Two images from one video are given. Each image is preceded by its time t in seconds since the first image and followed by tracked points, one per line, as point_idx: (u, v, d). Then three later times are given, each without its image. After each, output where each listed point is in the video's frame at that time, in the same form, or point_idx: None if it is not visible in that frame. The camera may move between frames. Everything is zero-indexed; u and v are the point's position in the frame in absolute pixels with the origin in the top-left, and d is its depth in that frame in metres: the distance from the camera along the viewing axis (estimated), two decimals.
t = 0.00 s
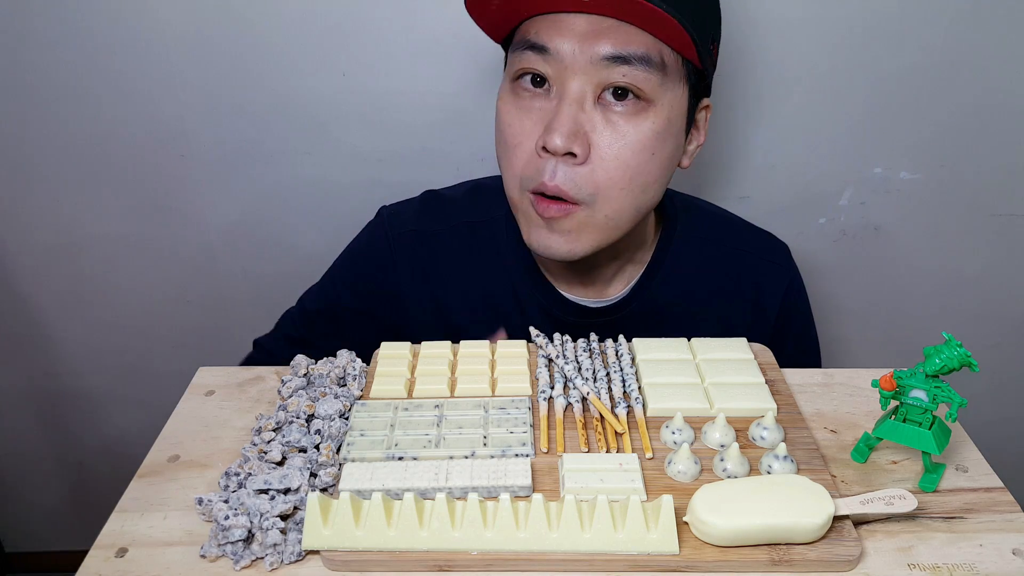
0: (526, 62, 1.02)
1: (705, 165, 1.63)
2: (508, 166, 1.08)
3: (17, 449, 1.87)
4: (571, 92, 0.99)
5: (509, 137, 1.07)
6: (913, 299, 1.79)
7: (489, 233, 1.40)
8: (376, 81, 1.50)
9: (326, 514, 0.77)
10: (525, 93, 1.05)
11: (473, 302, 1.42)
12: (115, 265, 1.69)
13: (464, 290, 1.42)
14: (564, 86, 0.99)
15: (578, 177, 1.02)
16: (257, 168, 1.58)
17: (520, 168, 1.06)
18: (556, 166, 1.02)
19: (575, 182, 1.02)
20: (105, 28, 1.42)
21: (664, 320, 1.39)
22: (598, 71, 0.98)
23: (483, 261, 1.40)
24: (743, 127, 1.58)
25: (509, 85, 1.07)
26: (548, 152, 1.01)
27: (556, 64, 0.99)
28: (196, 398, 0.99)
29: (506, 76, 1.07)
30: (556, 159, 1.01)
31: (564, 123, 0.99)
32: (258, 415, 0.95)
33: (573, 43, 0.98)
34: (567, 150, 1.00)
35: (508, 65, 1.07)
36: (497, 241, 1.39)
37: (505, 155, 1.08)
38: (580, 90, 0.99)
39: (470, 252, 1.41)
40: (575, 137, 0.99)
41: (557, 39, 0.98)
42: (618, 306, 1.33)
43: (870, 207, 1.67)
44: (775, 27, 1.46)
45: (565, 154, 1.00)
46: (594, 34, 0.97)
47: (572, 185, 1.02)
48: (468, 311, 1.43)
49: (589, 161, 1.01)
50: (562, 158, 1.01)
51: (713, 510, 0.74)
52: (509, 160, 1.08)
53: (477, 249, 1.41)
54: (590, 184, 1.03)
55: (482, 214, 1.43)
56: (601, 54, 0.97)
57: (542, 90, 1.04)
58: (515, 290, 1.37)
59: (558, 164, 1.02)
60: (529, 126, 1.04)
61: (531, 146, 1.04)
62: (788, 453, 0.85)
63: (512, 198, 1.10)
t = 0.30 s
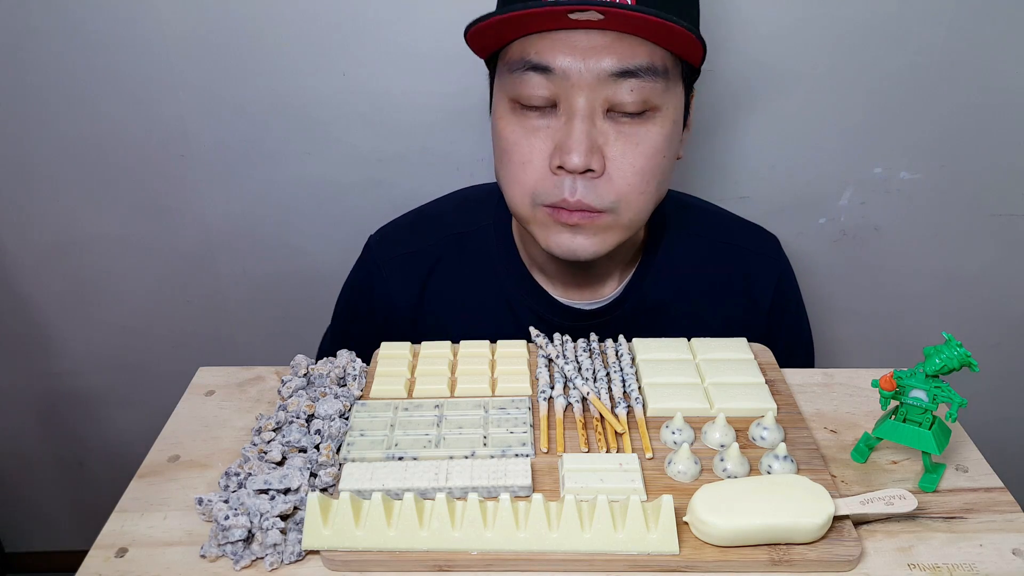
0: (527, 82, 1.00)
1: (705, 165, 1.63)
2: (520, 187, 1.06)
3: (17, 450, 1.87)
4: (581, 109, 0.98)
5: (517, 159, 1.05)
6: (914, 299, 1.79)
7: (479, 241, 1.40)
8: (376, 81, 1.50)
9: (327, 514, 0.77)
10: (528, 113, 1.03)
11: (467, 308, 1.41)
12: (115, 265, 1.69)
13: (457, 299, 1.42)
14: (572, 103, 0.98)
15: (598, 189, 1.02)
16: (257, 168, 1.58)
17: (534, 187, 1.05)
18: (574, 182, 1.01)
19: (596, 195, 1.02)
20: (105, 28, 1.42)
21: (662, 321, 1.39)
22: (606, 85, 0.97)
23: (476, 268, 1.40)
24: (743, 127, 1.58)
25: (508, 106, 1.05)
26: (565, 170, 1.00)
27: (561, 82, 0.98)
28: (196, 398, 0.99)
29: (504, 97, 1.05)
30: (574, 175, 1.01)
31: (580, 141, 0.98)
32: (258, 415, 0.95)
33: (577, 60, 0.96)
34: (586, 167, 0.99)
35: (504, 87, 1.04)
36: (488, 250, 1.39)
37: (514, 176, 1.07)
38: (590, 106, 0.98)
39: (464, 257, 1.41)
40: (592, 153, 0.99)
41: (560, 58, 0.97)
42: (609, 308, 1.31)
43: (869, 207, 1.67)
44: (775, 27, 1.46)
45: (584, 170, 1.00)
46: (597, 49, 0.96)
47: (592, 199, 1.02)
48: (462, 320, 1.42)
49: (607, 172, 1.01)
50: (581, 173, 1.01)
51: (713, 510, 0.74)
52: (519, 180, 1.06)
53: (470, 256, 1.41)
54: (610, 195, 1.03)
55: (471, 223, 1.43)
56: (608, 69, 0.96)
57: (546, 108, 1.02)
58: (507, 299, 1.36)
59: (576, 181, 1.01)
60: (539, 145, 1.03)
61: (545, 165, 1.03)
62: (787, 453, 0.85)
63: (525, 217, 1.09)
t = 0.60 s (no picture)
0: (543, 103, 0.97)
1: (705, 166, 1.63)
2: (544, 206, 1.04)
3: (17, 449, 1.87)
4: (604, 122, 0.96)
5: (540, 179, 1.02)
6: (914, 299, 1.78)
7: (477, 249, 1.40)
8: (376, 81, 1.50)
9: (326, 514, 0.77)
10: (546, 133, 1.00)
11: (467, 311, 1.41)
12: (115, 265, 1.69)
13: (457, 304, 1.42)
14: (594, 118, 0.96)
15: (627, 199, 1.01)
16: (257, 168, 1.58)
17: (560, 205, 1.03)
18: (604, 196, 1.00)
19: (625, 205, 1.01)
20: (105, 28, 1.42)
21: (661, 321, 1.39)
22: (626, 96, 0.96)
23: (475, 271, 1.40)
24: (743, 127, 1.57)
25: (521, 128, 1.02)
26: (595, 186, 0.99)
27: (581, 99, 0.95)
28: (196, 398, 0.99)
29: (517, 119, 1.01)
30: (603, 189, 0.99)
31: (609, 155, 0.96)
32: (258, 415, 0.95)
33: (597, 75, 0.94)
34: (616, 180, 0.98)
35: (516, 108, 1.01)
36: (486, 254, 1.39)
37: (538, 196, 1.04)
38: (612, 119, 0.96)
39: (463, 260, 1.41)
40: (621, 165, 0.97)
41: (577, 75, 0.94)
42: (605, 312, 1.31)
43: (870, 207, 1.67)
44: (775, 27, 1.46)
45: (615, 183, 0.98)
46: (615, 61, 0.94)
47: (623, 209, 1.01)
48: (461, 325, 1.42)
49: (634, 181, 1.00)
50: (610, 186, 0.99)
51: (713, 511, 0.74)
52: (543, 200, 1.04)
53: (468, 260, 1.41)
54: (637, 202, 1.02)
55: (469, 228, 1.43)
56: (627, 79, 0.95)
57: (565, 126, 0.99)
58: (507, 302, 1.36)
59: (606, 194, 1.00)
60: (562, 164, 1.00)
61: (571, 182, 1.01)
62: (787, 453, 0.85)
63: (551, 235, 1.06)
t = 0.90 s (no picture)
0: (558, 107, 0.96)
1: (705, 166, 1.63)
2: (560, 208, 1.04)
3: (17, 449, 1.87)
4: (620, 123, 0.96)
5: (555, 182, 1.02)
6: (914, 299, 1.78)
7: (477, 249, 1.40)
8: (376, 81, 1.50)
9: (327, 514, 0.77)
10: (561, 136, 1.00)
11: (467, 311, 1.41)
12: (115, 265, 1.69)
13: (457, 304, 1.42)
14: (610, 120, 0.96)
15: (644, 198, 1.01)
16: (257, 168, 1.58)
17: (577, 206, 1.02)
18: (621, 196, 1.00)
19: (640, 204, 1.01)
20: (105, 28, 1.42)
21: (661, 322, 1.39)
22: (641, 96, 0.96)
23: (475, 272, 1.40)
24: (743, 127, 1.57)
25: (535, 132, 1.01)
26: (613, 187, 0.98)
27: (597, 101, 0.95)
28: (196, 398, 0.99)
29: (531, 123, 1.01)
30: (621, 190, 0.99)
31: (627, 156, 0.96)
32: (258, 415, 0.95)
33: (613, 77, 0.93)
34: (634, 180, 0.97)
35: (528, 112, 1.00)
36: (485, 254, 1.39)
37: (554, 199, 1.03)
38: (628, 120, 0.96)
39: (463, 261, 1.41)
40: (638, 165, 0.97)
41: (593, 78, 0.93)
42: (606, 313, 1.31)
43: (870, 207, 1.67)
44: (775, 27, 1.46)
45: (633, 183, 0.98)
46: (629, 63, 0.94)
47: (640, 209, 1.01)
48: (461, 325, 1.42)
49: (650, 180, 1.00)
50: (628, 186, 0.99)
51: (713, 511, 0.74)
52: (560, 203, 1.03)
53: (467, 260, 1.41)
54: (653, 201, 1.02)
55: (469, 228, 1.43)
56: (642, 80, 0.94)
57: (580, 128, 0.99)
58: (507, 302, 1.36)
59: (623, 195, 1.00)
60: (578, 166, 1.00)
61: (587, 184, 1.01)
62: (787, 453, 0.85)
63: (567, 237, 1.06)
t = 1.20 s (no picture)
0: (563, 103, 0.97)
1: (706, 166, 1.63)
2: (563, 206, 1.03)
3: (16, 449, 1.87)
4: (624, 121, 0.96)
5: (558, 179, 1.02)
6: (914, 299, 1.78)
7: (477, 249, 1.40)
8: (376, 81, 1.50)
9: (327, 514, 0.77)
10: (565, 133, 1.00)
11: (467, 311, 1.41)
12: (115, 265, 1.69)
13: (457, 304, 1.42)
14: (615, 117, 0.96)
15: (646, 197, 1.01)
16: (257, 168, 1.58)
17: (580, 204, 1.02)
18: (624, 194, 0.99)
19: (644, 202, 1.01)
20: (105, 28, 1.42)
21: (661, 322, 1.39)
22: (646, 95, 0.96)
23: (475, 272, 1.40)
24: (743, 127, 1.57)
25: (539, 128, 1.01)
26: (616, 184, 0.98)
27: (602, 98, 0.95)
28: (196, 398, 0.99)
29: (535, 120, 1.00)
30: (624, 188, 0.99)
31: (631, 154, 0.96)
32: (258, 415, 0.95)
33: (618, 74, 0.93)
34: (638, 178, 0.97)
35: (533, 109, 1.00)
36: (485, 254, 1.39)
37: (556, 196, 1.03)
38: (632, 118, 0.96)
39: (463, 261, 1.41)
40: (642, 163, 0.97)
41: (598, 75, 0.93)
42: (606, 313, 1.31)
43: (870, 208, 1.67)
44: (775, 27, 1.46)
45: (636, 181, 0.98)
46: (635, 61, 0.94)
47: (642, 208, 1.01)
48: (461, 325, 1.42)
49: (653, 179, 1.00)
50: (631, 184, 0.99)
51: (713, 511, 0.74)
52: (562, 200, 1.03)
53: (467, 260, 1.41)
54: (656, 200, 1.02)
55: (469, 228, 1.43)
56: (647, 79, 0.95)
57: (584, 125, 0.99)
58: (507, 302, 1.36)
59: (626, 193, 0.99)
60: (582, 163, 1.00)
61: (590, 181, 1.01)
62: (787, 453, 0.85)
63: (568, 234, 1.06)
